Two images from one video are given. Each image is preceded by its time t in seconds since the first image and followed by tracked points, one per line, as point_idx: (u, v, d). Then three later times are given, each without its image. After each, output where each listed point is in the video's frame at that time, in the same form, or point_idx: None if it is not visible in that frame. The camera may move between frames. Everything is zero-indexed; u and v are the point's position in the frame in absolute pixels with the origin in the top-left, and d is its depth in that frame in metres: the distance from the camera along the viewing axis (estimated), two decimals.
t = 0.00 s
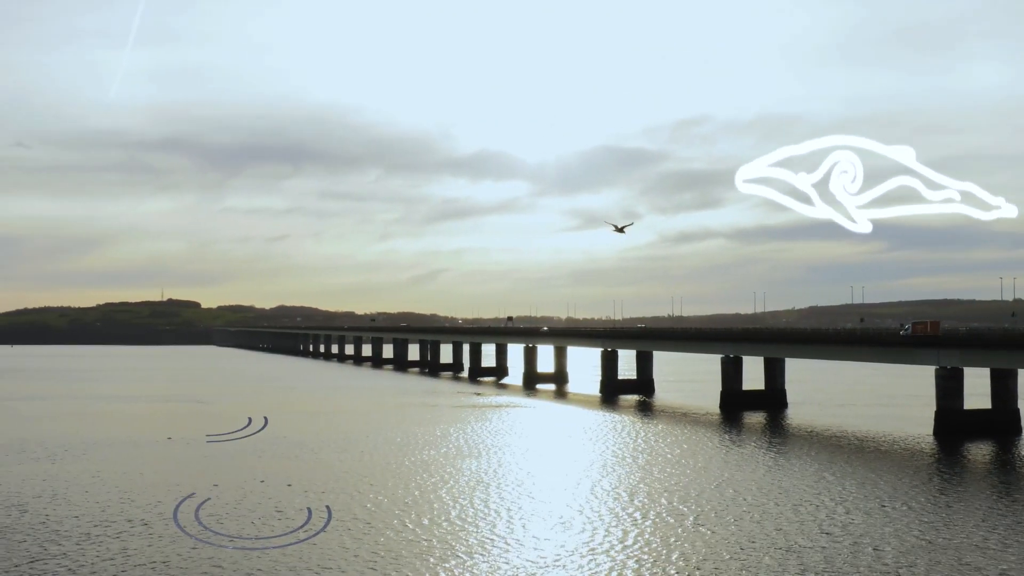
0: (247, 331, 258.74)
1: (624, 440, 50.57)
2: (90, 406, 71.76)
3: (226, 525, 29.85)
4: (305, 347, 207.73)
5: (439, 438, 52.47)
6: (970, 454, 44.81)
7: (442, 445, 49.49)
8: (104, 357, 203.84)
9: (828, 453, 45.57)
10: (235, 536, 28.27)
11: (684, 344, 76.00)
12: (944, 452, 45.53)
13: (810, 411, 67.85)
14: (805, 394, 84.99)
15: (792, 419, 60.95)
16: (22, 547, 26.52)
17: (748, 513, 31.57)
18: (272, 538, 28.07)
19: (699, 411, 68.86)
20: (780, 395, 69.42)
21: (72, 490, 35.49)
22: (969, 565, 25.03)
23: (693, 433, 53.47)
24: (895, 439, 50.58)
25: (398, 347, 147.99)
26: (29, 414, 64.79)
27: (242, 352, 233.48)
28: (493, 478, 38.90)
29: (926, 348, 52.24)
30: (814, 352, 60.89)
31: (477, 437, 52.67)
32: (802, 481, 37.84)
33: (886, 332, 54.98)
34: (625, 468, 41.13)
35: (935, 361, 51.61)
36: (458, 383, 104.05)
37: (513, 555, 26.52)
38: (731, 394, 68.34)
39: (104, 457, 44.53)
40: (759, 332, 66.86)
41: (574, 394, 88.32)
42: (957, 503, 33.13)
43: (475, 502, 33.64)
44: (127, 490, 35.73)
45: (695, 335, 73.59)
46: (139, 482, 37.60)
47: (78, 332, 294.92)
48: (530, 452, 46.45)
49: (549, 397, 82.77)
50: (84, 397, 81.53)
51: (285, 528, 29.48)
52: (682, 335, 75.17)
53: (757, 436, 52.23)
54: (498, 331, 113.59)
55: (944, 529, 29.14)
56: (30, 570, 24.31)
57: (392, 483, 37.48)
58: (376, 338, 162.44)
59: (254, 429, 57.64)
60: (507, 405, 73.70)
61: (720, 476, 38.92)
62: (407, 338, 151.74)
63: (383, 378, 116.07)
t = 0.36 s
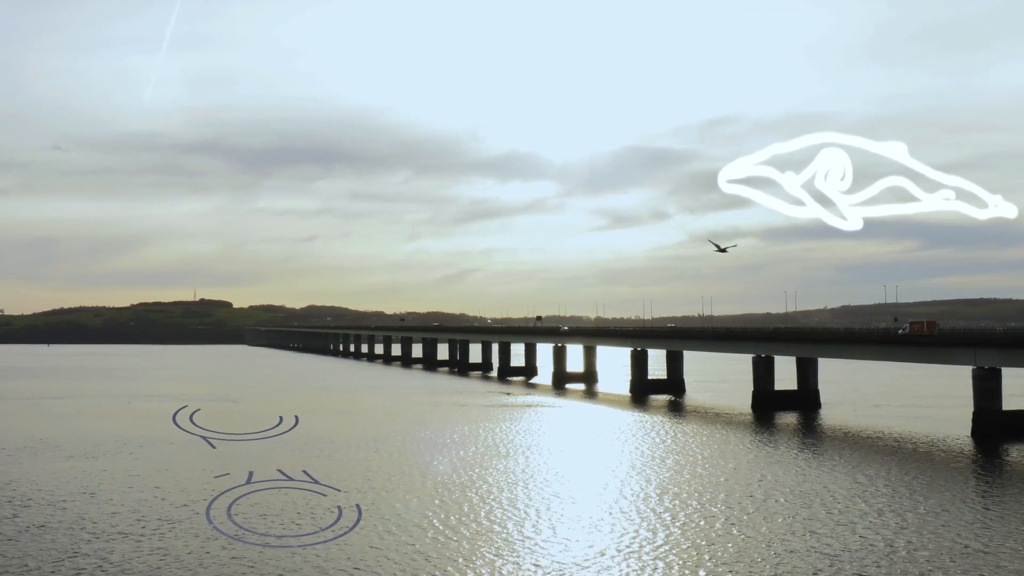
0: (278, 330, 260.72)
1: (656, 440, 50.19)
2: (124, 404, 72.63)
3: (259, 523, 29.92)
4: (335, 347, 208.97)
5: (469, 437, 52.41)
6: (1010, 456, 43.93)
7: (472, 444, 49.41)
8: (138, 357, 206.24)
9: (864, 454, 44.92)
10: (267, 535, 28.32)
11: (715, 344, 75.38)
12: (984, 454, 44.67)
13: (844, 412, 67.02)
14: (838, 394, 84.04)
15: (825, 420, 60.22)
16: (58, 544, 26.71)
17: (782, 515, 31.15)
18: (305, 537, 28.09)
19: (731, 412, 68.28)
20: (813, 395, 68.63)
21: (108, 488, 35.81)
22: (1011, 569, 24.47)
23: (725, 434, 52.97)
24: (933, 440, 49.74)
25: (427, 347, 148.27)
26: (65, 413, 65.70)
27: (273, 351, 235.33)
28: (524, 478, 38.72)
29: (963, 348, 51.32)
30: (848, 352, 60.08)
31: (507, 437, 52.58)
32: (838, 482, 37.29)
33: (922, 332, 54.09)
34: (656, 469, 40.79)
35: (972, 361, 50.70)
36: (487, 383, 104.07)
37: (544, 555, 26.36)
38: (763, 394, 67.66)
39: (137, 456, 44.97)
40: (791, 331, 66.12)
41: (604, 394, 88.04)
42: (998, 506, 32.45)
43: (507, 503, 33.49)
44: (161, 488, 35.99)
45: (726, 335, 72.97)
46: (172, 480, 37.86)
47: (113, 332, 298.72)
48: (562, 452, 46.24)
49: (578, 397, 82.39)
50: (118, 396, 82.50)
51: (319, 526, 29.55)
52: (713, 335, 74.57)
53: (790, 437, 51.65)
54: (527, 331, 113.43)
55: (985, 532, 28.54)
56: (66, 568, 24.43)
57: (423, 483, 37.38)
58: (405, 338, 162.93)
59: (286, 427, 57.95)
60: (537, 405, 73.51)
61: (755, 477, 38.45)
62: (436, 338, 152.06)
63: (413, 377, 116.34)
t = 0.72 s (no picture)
0: (307, 330, 262.50)
1: (684, 440, 49.89)
2: (157, 403, 73.42)
3: (289, 522, 29.96)
4: (364, 347, 210.11)
5: (497, 437, 52.43)
6: None
7: (500, 444, 49.45)
8: (171, 357, 208.71)
9: (898, 455, 44.29)
10: (297, 533, 28.41)
11: (744, 344, 74.76)
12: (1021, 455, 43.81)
13: (876, 412, 66.17)
14: (870, 394, 83.02)
15: (857, 421, 59.47)
16: (91, 542, 26.87)
17: (814, 517, 30.68)
18: (335, 536, 28.08)
19: (760, 412, 67.66)
20: (844, 395, 67.81)
21: (140, 486, 36.08)
22: None
23: (755, 434, 52.50)
24: (968, 441, 48.93)
25: (455, 346, 148.53)
26: (98, 411, 66.52)
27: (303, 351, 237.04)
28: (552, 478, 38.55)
29: (998, 348, 50.43)
30: (880, 351, 59.32)
31: (536, 436, 52.55)
32: (871, 483, 36.81)
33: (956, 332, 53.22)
34: (686, 469, 40.41)
35: (1008, 361, 49.81)
36: (515, 382, 103.98)
37: (573, 556, 26.15)
38: (793, 394, 67.00)
39: (169, 454, 45.35)
40: (822, 331, 65.39)
41: (632, 393, 87.66)
42: None
43: (534, 502, 33.42)
44: (192, 486, 36.19)
45: (755, 334, 72.35)
46: (203, 479, 38.08)
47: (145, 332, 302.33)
48: (590, 452, 46.07)
49: (607, 396, 82.24)
50: (150, 395, 83.42)
51: (346, 524, 29.67)
52: (742, 335, 73.96)
53: (821, 437, 51.06)
54: (555, 330, 113.25)
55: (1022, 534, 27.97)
56: (100, 566, 24.55)
57: (450, 482, 37.45)
58: (434, 337, 163.39)
59: (315, 426, 58.29)
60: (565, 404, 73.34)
61: (785, 478, 38.05)
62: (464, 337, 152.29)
63: (441, 377, 116.65)
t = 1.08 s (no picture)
0: (335, 329, 264.02)
1: (714, 441, 49.52)
2: (188, 402, 74.24)
3: (319, 520, 30.10)
4: (393, 346, 210.96)
5: (525, 436, 52.38)
6: None
7: (528, 443, 49.40)
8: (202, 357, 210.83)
9: (931, 457, 43.64)
10: (326, 531, 28.56)
11: (773, 344, 74.13)
12: None
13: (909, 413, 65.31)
14: (902, 395, 81.98)
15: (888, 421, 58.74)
16: (126, 538, 27.20)
17: (847, 519, 30.29)
18: (363, 534, 28.20)
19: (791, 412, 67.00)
20: (876, 395, 67.00)
21: (174, 484, 36.50)
22: None
23: (785, 434, 52.05)
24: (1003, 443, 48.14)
25: (483, 346, 148.61)
26: (131, 410, 67.37)
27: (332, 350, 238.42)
28: (580, 478, 38.45)
29: None
30: (911, 351, 58.55)
31: (564, 436, 52.40)
32: (903, 485, 36.30)
33: (990, 331, 52.39)
34: (715, 470, 40.10)
35: None
36: (543, 382, 103.88)
37: (600, 557, 26.04)
38: (824, 394, 66.32)
39: (200, 452, 45.84)
40: (853, 331, 64.66)
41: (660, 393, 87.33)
42: None
43: (563, 502, 33.33)
44: (224, 484, 36.55)
45: (785, 334, 71.68)
46: (234, 477, 38.44)
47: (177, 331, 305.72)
48: (619, 451, 45.89)
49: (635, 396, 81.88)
50: (183, 394, 84.40)
51: (375, 522, 29.78)
52: (771, 334, 73.32)
53: (853, 437, 50.50)
54: (582, 330, 112.98)
55: None
56: (135, 561, 24.84)
57: (478, 482, 37.47)
58: (462, 336, 163.65)
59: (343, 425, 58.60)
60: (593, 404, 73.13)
61: (817, 479, 37.63)
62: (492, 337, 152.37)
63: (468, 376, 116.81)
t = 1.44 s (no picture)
0: (363, 328, 265.27)
1: (742, 441, 49.11)
2: (218, 400, 74.98)
3: (349, 518, 30.18)
4: (420, 346, 211.76)
5: (552, 436, 52.29)
6: None
7: (555, 443, 49.33)
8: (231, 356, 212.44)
9: (964, 458, 43.00)
10: (354, 530, 28.63)
11: (801, 343, 73.41)
12: None
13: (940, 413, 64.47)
14: (933, 395, 80.95)
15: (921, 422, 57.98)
16: (160, 535, 27.48)
17: (879, 521, 29.89)
18: (391, 533, 28.24)
19: (820, 412, 66.32)
20: (907, 395, 66.15)
21: (206, 481, 36.83)
22: None
23: (814, 435, 51.53)
24: None
25: (509, 345, 148.53)
26: (162, 408, 68.16)
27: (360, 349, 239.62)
28: (607, 478, 38.34)
29: None
30: (942, 351, 57.82)
31: (591, 436, 52.28)
32: (936, 486, 35.79)
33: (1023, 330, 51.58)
34: (744, 470, 39.77)
35: None
36: (570, 382, 103.67)
37: (628, 557, 25.88)
38: (854, 394, 65.58)
39: (230, 450, 46.27)
40: (883, 330, 63.88)
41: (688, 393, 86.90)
42: None
43: (591, 502, 33.23)
44: (254, 482, 36.81)
45: (814, 333, 70.95)
46: (264, 474, 38.72)
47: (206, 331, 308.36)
48: (646, 452, 45.63)
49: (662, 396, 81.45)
50: (213, 392, 85.27)
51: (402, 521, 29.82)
52: (800, 334, 72.59)
53: (884, 438, 49.92)
54: (609, 330, 112.57)
55: None
56: (167, 558, 25.05)
57: (504, 481, 37.42)
58: (488, 336, 163.78)
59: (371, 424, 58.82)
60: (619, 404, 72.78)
61: (846, 480, 37.21)
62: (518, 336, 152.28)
63: (494, 376, 116.83)
